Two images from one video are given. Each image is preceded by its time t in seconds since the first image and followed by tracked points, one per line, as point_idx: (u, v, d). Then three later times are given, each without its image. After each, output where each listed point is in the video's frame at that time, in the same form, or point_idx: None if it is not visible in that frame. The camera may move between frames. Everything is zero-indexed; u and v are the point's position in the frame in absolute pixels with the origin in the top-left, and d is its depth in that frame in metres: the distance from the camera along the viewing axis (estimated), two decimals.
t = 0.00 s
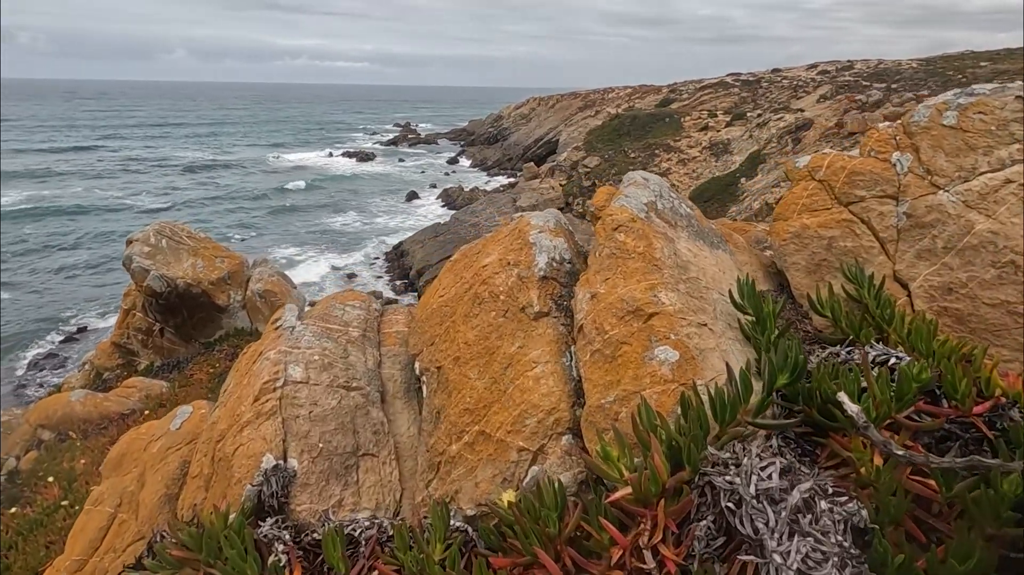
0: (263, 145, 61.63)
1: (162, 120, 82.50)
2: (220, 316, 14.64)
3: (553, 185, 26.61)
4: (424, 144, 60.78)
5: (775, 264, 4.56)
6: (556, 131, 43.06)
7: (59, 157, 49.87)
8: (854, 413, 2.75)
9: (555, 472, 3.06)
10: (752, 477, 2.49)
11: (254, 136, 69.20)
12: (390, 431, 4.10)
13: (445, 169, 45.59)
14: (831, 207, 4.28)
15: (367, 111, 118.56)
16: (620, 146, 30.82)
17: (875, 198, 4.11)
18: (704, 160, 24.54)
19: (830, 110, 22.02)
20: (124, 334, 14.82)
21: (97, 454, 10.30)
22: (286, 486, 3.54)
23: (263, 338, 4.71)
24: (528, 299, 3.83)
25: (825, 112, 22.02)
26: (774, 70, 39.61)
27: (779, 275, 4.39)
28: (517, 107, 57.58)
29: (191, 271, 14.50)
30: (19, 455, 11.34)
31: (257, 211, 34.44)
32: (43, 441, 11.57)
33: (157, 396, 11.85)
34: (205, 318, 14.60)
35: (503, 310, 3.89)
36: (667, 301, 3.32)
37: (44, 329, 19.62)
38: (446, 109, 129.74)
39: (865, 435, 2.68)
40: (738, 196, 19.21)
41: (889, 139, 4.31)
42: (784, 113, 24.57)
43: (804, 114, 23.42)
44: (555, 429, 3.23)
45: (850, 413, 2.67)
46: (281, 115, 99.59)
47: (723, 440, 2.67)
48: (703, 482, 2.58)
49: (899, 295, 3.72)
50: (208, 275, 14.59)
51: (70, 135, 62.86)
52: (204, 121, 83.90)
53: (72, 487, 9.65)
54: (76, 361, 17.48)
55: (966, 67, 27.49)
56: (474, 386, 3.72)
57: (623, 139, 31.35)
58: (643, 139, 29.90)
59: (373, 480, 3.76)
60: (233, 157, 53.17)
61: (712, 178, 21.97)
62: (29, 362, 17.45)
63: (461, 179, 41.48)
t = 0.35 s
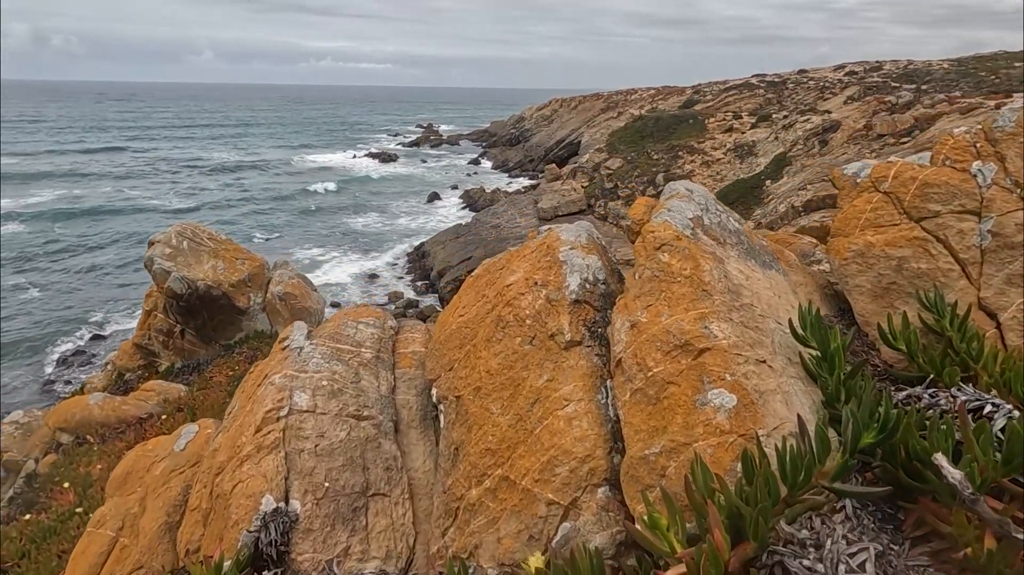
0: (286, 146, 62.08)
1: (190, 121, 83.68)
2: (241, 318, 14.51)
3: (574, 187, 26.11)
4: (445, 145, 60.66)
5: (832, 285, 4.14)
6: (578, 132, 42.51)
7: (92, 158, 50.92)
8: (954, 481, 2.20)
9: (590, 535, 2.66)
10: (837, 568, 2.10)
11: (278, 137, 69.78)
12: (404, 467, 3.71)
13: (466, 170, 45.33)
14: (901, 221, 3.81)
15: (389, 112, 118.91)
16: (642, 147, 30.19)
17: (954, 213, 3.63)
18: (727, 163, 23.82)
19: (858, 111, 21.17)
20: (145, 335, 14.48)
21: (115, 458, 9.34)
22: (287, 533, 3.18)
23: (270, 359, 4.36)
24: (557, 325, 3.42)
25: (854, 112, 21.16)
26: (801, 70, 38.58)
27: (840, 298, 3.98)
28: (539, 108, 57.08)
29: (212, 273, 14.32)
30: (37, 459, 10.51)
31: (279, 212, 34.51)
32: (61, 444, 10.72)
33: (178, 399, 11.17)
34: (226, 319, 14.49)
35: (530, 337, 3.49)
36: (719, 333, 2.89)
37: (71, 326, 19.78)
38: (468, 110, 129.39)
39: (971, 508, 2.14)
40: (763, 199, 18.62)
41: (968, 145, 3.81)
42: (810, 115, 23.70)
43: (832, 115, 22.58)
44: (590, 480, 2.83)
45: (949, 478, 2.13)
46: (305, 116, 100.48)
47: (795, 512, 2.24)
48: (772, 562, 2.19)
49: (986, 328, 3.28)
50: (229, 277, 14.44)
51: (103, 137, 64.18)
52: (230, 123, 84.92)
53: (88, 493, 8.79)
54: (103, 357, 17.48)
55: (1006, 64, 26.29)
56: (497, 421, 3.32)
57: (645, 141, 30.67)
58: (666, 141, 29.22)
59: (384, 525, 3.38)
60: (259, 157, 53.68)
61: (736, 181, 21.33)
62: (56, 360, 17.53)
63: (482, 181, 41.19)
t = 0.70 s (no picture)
0: (311, 147, 62.65)
1: (217, 123, 85.09)
2: (264, 319, 14.46)
3: (596, 190, 25.78)
4: (468, 147, 60.65)
5: (892, 301, 3.83)
6: (600, 133, 42.07)
7: (124, 159, 52.07)
8: None
9: None
10: None
11: (303, 139, 70.50)
12: (430, 493, 3.47)
13: (489, 172, 45.17)
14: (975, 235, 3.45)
15: (413, 114, 119.69)
16: (665, 148, 29.69)
17: None
18: (752, 165, 23.25)
19: (888, 113, 20.44)
20: (170, 335, 14.58)
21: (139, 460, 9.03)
22: (305, 565, 2.98)
23: (291, 373, 4.16)
24: (598, 346, 3.16)
25: (884, 114, 20.41)
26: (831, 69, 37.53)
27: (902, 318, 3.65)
28: (561, 109, 56.63)
29: (236, 274, 14.22)
30: (62, 459, 10.36)
31: (303, 212, 34.76)
32: (85, 444, 10.49)
33: (201, 401, 11.06)
34: (250, 320, 14.44)
35: (567, 359, 3.24)
36: (782, 361, 2.60)
37: (101, 323, 20.13)
38: (492, 112, 129.93)
39: None
40: (789, 202, 18.18)
41: None
42: (838, 116, 23.03)
43: (861, 117, 21.85)
44: (636, 521, 2.58)
45: None
46: (330, 118, 101.50)
47: None
48: None
49: None
50: (253, 279, 14.31)
51: (134, 138, 65.53)
52: (256, 124, 86.08)
53: (112, 494, 8.48)
54: (129, 355, 17.65)
55: None
56: (532, 450, 3.07)
57: (669, 143, 30.08)
58: (689, 144, 28.66)
59: (409, 559, 3.16)
60: (285, 159, 54.30)
61: (760, 184, 20.85)
62: (85, 356, 17.78)
63: (504, 183, 41.01)
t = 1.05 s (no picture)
0: (334, 149, 63.17)
1: (243, 125, 86.37)
2: (290, 320, 14.46)
3: (619, 193, 25.50)
4: (489, 149, 60.55)
5: (962, 317, 3.60)
6: (622, 136, 41.66)
7: (154, 160, 53.10)
8: None
9: None
10: None
11: (327, 141, 71.15)
12: (472, 511, 3.33)
13: (510, 175, 45.02)
14: None
15: (435, 116, 120.26)
16: (688, 151, 29.27)
17: None
18: (778, 168, 22.76)
19: (918, 115, 19.79)
20: (198, 335, 14.74)
21: (167, 461, 8.97)
22: None
23: (327, 383, 4.06)
24: (654, 362, 2.99)
25: (914, 116, 19.81)
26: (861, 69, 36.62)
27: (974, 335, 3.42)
28: (583, 112, 56.24)
29: (262, 275, 14.20)
30: (91, 458, 10.34)
31: (325, 214, 35.01)
32: (114, 443, 10.45)
33: (228, 401, 11.06)
34: (275, 321, 14.44)
35: (620, 375, 3.07)
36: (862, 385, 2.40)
37: (130, 321, 20.43)
38: (514, 114, 129.78)
39: None
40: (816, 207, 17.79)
41: None
42: (866, 119, 22.39)
43: (890, 119, 21.26)
44: (703, 553, 2.42)
45: None
46: (353, 120, 102.38)
47: None
48: None
49: None
50: (278, 280, 14.26)
51: (162, 139, 66.76)
52: (281, 126, 87.15)
53: (141, 494, 8.32)
54: (155, 353, 17.86)
55: None
56: (584, 470, 2.92)
57: (693, 145, 29.55)
58: (713, 146, 28.12)
59: None
60: (309, 161, 54.83)
61: (785, 188, 20.39)
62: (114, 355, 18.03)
63: (525, 185, 40.85)
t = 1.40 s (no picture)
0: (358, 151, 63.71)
1: (269, 128, 87.62)
2: (314, 321, 14.52)
3: (641, 196, 25.26)
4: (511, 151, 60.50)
5: None
6: (645, 139, 41.30)
7: (182, 162, 54.11)
8: None
9: None
10: None
11: (350, 143, 71.79)
12: (513, 526, 3.24)
13: (532, 177, 44.92)
14: None
15: (458, 118, 120.68)
16: (711, 154, 28.87)
17: None
18: (803, 171, 22.29)
19: (950, 119, 19.25)
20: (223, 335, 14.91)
21: (194, 460, 9.01)
22: None
23: (362, 391, 4.01)
24: (707, 377, 2.87)
25: (945, 119, 19.27)
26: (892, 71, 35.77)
27: None
28: (606, 114, 55.90)
29: (288, 277, 14.29)
30: (120, 456, 10.47)
31: (348, 215, 35.27)
32: (143, 442, 10.56)
33: (254, 402, 11.14)
34: (300, 322, 14.50)
35: (670, 390, 2.96)
36: (937, 406, 2.25)
37: (157, 321, 20.80)
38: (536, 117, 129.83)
39: None
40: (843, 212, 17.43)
41: None
42: (895, 122, 21.85)
43: (920, 122, 20.70)
44: None
45: None
46: (376, 123, 103.24)
47: None
48: None
49: None
50: (304, 281, 14.34)
51: (191, 142, 68.07)
52: (305, 129, 88.17)
53: (169, 493, 8.33)
54: (181, 353, 18.11)
55: None
56: (633, 488, 2.82)
57: (717, 149, 29.13)
58: (737, 150, 27.68)
59: None
60: (332, 163, 55.36)
61: (810, 192, 20.00)
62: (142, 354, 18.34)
63: (547, 188, 40.73)
